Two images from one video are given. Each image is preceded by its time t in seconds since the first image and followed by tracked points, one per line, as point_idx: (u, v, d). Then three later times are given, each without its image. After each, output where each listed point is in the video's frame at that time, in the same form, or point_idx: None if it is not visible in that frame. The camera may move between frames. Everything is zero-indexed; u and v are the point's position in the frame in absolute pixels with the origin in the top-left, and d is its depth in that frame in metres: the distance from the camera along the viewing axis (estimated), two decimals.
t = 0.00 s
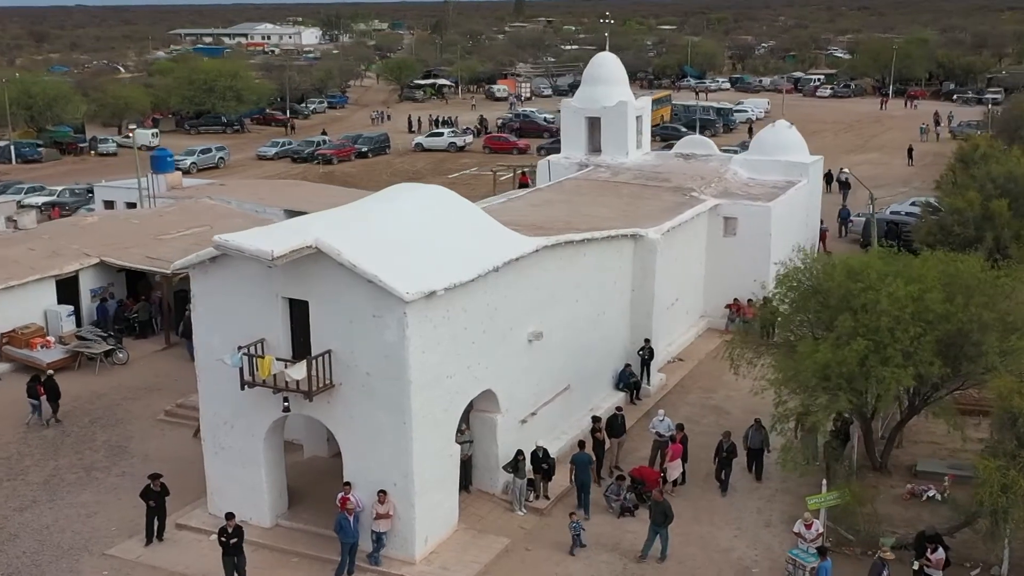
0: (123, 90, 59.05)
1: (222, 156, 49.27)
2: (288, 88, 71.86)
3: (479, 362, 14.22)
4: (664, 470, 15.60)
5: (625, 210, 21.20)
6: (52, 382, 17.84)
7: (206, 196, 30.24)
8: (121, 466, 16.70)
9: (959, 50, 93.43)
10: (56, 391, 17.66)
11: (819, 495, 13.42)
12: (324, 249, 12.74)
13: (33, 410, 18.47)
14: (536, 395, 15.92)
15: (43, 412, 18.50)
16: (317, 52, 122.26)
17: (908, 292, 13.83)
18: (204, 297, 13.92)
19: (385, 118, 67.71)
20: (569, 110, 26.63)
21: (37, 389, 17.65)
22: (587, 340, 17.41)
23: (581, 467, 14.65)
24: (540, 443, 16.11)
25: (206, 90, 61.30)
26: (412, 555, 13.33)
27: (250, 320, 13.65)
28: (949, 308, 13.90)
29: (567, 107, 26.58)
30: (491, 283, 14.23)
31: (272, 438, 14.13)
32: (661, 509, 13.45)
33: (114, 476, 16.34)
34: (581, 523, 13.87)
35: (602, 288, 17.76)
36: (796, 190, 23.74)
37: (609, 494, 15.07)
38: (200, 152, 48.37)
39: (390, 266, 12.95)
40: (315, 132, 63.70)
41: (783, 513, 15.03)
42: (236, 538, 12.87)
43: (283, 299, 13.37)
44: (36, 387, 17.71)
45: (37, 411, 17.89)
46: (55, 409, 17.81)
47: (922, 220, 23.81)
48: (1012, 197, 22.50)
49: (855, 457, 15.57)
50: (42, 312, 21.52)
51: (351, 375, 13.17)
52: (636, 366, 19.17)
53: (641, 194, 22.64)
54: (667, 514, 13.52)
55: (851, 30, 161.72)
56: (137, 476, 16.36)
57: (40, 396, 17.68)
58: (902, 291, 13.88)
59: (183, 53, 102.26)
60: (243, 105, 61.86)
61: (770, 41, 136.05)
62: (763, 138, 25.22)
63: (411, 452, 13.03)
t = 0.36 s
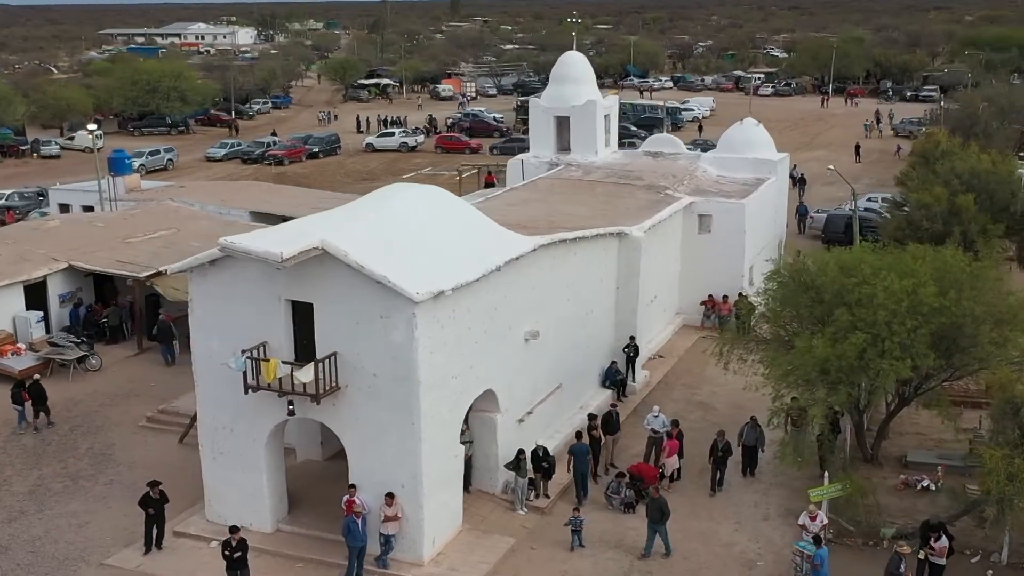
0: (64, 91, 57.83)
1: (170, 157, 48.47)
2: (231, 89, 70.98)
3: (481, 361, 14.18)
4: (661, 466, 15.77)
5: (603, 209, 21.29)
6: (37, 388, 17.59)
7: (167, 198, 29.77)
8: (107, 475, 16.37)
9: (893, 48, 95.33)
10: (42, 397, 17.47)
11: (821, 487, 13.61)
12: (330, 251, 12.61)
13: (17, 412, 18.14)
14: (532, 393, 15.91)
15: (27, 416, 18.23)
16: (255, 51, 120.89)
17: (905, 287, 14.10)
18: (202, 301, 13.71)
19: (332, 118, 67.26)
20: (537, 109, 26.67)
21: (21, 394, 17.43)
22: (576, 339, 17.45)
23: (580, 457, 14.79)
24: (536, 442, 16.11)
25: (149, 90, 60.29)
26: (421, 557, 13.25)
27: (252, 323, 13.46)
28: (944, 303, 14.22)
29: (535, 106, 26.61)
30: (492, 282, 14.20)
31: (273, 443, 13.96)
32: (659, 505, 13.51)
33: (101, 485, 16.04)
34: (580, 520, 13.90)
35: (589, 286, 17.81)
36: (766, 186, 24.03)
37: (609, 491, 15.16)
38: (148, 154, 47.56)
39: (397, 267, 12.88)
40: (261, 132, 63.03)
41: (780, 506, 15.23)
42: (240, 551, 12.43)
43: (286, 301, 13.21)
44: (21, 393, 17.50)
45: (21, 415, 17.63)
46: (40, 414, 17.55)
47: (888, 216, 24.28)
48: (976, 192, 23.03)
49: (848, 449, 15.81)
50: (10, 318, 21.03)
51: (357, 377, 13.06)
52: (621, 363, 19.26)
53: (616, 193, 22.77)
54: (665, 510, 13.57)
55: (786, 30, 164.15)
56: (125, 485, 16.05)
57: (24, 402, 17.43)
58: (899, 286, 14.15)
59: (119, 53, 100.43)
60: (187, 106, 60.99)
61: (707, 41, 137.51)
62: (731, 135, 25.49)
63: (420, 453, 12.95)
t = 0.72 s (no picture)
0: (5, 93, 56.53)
1: (120, 160, 47.66)
2: (176, 90, 69.98)
3: (484, 362, 14.17)
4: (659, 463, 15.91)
5: (584, 208, 21.40)
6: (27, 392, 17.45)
7: (130, 201, 29.30)
8: (97, 483, 16.09)
9: (833, 48, 96.98)
10: (31, 401, 17.32)
11: (822, 480, 13.83)
12: (339, 252, 12.54)
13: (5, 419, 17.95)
14: (528, 393, 15.94)
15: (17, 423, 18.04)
16: (195, 52, 119.11)
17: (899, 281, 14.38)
18: (203, 305, 13.54)
19: (280, 119, 66.65)
20: (508, 109, 26.70)
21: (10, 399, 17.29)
22: (567, 338, 17.52)
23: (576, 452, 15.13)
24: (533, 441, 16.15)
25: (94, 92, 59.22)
26: (430, 559, 13.21)
27: (256, 326, 13.33)
28: (936, 297, 14.54)
29: (506, 107, 26.64)
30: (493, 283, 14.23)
31: (275, 447, 13.81)
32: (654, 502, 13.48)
33: (92, 493, 15.75)
34: (576, 518, 13.94)
35: (578, 285, 17.90)
36: (738, 184, 24.32)
37: (609, 489, 15.28)
38: (98, 156, 46.70)
39: (405, 268, 12.85)
40: (209, 134, 62.24)
41: (778, 500, 15.44)
42: (252, 565, 12.25)
43: (291, 304, 13.10)
44: (10, 398, 17.35)
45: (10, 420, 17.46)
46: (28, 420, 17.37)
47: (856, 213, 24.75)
48: (943, 187, 23.58)
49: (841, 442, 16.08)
50: None
51: (365, 379, 12.99)
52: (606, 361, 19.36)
53: (593, 192, 22.88)
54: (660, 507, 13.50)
55: (725, 30, 166.20)
56: (119, 493, 15.80)
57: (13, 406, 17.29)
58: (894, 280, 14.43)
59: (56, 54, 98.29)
60: (134, 107, 60.04)
61: (649, 41, 138.64)
62: (702, 134, 25.76)
63: (430, 454, 12.92)
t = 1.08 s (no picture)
0: None
1: (66, 163, 46.68)
2: (116, 92, 68.69)
3: (487, 361, 14.19)
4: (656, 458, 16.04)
5: (563, 207, 21.50)
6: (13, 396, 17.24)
7: (89, 205, 28.74)
8: (88, 491, 15.79)
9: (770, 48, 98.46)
10: (18, 404, 17.11)
11: (823, 471, 14.07)
12: (349, 253, 12.48)
13: None
14: (525, 392, 15.99)
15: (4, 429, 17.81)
16: (128, 53, 116.90)
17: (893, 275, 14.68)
18: (206, 307, 13.40)
19: (224, 121, 65.76)
20: (477, 109, 26.71)
21: None
22: (557, 336, 17.60)
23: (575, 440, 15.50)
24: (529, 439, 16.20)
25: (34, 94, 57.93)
26: (441, 558, 13.21)
27: (262, 328, 13.21)
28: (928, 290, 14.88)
29: (474, 106, 26.65)
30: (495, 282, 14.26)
31: (281, 450, 13.71)
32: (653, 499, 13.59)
33: (83, 502, 15.44)
34: (573, 516, 13.98)
35: (567, 284, 17.98)
36: (709, 182, 24.60)
37: (609, 485, 15.39)
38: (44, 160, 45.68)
39: (416, 268, 12.82)
40: (153, 136, 61.24)
41: (773, 493, 15.68)
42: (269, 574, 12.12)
43: (298, 305, 13.01)
44: None
45: None
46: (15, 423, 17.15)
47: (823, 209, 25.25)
48: (906, 183, 24.21)
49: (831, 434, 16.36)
50: None
51: (375, 379, 12.94)
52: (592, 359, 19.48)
53: (569, 191, 23.00)
54: (659, 504, 13.62)
55: (661, 30, 167.82)
56: (111, 500, 15.53)
57: None
58: (888, 273, 14.73)
59: None
60: (75, 110, 58.83)
61: (586, 41, 139.30)
62: (671, 133, 26.02)
63: (442, 453, 12.91)
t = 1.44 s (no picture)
0: None
1: (14, 167, 45.77)
2: (59, 94, 67.40)
3: (491, 360, 14.23)
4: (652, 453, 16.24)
5: (543, 205, 21.58)
6: None
7: (51, 208, 28.20)
8: (80, 499, 15.55)
9: (714, 48, 99.56)
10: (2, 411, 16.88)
11: (821, 463, 14.31)
12: (360, 253, 12.45)
13: None
14: (522, 390, 16.03)
15: None
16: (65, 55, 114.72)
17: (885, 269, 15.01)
18: (210, 309, 13.25)
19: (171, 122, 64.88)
20: (447, 109, 26.71)
21: None
22: (548, 334, 17.71)
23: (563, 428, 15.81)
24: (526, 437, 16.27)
25: None
26: (451, 558, 13.23)
27: (268, 330, 13.11)
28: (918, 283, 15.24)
29: (444, 107, 26.68)
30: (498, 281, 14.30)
31: (286, 453, 13.61)
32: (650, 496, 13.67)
33: (77, 510, 15.19)
34: (572, 516, 14.01)
35: (555, 283, 18.08)
36: (681, 181, 24.87)
37: (609, 481, 15.53)
38: None
39: (426, 267, 12.83)
40: (98, 139, 60.18)
41: (769, 485, 15.91)
42: None
43: (307, 306, 12.93)
44: None
45: None
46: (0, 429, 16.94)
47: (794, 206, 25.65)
48: (874, 180, 24.72)
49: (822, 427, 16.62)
50: None
51: (384, 379, 12.91)
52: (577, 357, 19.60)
53: (546, 190, 23.09)
54: (655, 502, 13.73)
55: (603, 31, 168.87)
56: (105, 507, 15.30)
57: None
58: (880, 268, 15.07)
59: None
60: (19, 112, 57.64)
61: (529, 42, 139.63)
62: (642, 131, 26.26)
63: (452, 453, 12.92)
